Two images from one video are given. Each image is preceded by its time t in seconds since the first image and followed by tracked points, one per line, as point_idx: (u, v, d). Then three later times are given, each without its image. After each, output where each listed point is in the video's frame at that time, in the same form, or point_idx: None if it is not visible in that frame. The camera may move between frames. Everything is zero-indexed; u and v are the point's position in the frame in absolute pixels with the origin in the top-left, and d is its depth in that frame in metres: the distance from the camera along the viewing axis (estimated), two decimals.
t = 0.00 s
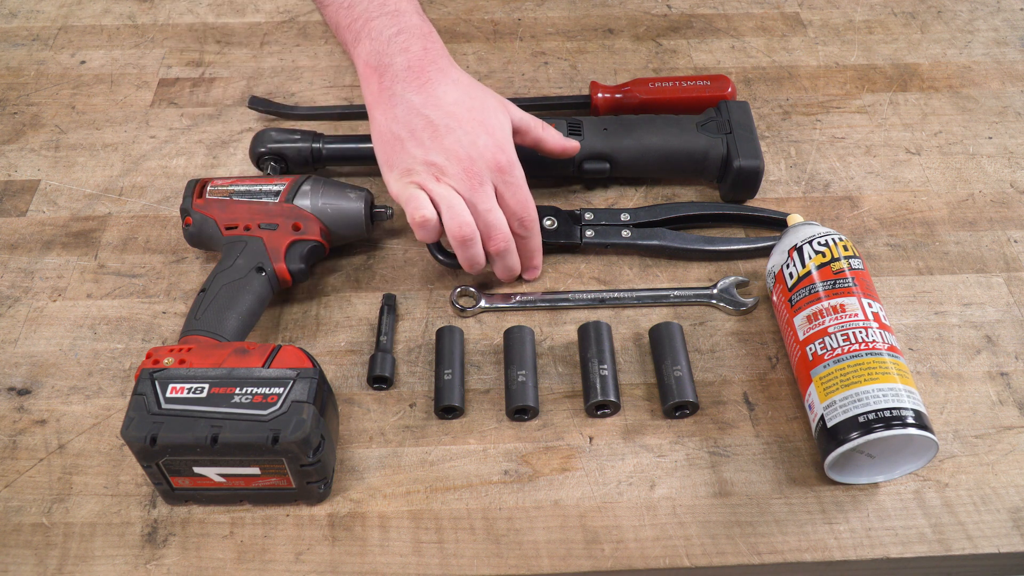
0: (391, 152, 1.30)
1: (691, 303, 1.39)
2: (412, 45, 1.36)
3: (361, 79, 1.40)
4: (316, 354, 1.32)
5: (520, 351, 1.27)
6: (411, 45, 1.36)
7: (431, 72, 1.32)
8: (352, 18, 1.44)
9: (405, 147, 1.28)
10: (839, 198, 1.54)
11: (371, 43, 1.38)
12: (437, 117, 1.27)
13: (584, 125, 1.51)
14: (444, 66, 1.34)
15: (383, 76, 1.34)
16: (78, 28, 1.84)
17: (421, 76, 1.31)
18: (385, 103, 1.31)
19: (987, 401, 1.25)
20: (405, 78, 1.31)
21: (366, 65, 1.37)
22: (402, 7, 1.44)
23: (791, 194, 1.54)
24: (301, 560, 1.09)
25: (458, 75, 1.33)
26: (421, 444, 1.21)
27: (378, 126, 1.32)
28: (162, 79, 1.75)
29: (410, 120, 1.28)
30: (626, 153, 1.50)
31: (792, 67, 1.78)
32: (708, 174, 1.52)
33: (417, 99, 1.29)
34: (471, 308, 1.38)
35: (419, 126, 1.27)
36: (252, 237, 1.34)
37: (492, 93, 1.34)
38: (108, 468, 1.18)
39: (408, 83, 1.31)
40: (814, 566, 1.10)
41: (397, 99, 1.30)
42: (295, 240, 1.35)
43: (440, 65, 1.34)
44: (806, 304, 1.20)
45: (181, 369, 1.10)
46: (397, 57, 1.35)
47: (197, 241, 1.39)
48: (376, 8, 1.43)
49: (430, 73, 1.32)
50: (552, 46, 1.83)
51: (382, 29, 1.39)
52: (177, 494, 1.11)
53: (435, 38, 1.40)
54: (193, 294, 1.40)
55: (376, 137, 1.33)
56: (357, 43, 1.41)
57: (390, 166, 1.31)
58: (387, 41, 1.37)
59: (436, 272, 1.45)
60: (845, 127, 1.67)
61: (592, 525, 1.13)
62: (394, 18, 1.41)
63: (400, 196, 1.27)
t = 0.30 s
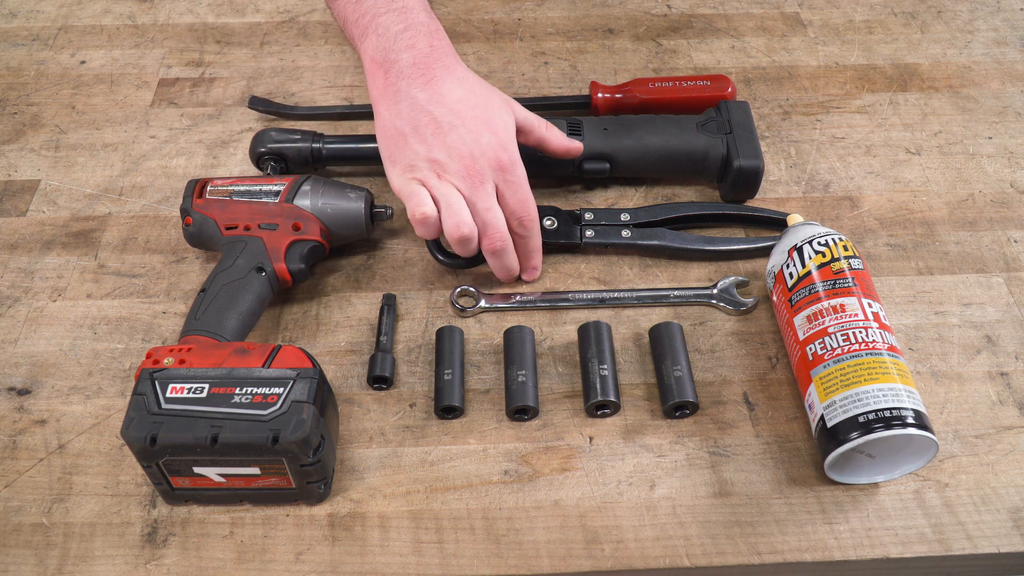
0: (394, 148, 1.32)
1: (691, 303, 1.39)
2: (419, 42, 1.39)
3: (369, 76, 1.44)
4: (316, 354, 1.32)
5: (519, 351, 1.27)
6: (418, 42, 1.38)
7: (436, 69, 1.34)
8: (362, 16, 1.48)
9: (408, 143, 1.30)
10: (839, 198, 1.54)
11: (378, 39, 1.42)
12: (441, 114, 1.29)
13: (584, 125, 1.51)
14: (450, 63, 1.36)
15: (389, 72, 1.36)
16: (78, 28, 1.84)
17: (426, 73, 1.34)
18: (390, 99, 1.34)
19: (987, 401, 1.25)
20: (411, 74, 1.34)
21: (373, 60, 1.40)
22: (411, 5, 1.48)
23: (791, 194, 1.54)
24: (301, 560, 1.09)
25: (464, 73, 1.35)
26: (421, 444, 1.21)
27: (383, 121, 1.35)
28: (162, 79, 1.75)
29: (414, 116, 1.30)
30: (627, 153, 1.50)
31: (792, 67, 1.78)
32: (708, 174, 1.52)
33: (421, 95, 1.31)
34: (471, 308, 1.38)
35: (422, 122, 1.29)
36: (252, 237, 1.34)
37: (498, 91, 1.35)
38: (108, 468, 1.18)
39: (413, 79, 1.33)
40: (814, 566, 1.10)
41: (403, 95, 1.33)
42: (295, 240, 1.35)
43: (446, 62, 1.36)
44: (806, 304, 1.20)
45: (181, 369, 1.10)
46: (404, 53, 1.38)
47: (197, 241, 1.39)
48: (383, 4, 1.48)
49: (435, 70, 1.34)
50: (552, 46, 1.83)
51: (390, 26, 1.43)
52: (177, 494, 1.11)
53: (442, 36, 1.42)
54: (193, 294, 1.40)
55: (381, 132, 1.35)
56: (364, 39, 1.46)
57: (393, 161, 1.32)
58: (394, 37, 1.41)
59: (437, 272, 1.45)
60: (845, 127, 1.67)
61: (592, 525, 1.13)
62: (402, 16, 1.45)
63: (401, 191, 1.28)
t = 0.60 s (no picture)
0: (394, 145, 1.31)
1: (691, 303, 1.39)
2: (419, 38, 1.37)
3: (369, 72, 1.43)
4: (316, 354, 1.32)
5: (519, 351, 1.27)
6: (418, 38, 1.37)
7: (436, 66, 1.33)
8: (363, 13, 1.45)
9: (407, 140, 1.29)
10: (839, 198, 1.54)
11: (378, 35, 1.40)
12: (440, 111, 1.28)
13: (584, 125, 1.51)
14: (451, 60, 1.35)
15: (389, 68, 1.35)
16: (78, 28, 1.84)
17: (426, 69, 1.32)
18: (390, 96, 1.33)
19: (987, 401, 1.25)
20: (410, 71, 1.33)
21: (373, 57, 1.39)
22: None
23: (791, 194, 1.54)
24: (301, 560, 1.09)
25: (465, 69, 1.33)
26: (421, 444, 1.21)
27: (382, 118, 1.34)
28: (162, 79, 1.75)
29: (412, 113, 1.30)
30: (627, 153, 1.50)
31: (792, 67, 1.78)
32: (708, 174, 1.52)
33: (421, 92, 1.30)
34: (471, 308, 1.38)
35: (419, 120, 1.29)
36: (252, 237, 1.34)
37: (499, 89, 1.34)
38: (108, 468, 1.18)
39: (413, 76, 1.32)
40: (814, 566, 1.10)
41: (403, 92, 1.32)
42: (295, 240, 1.35)
43: (446, 59, 1.34)
44: (806, 304, 1.20)
45: (181, 369, 1.10)
46: (404, 50, 1.36)
47: (197, 241, 1.39)
48: None
49: (435, 66, 1.33)
50: (552, 46, 1.83)
51: (389, 21, 1.41)
52: (177, 494, 1.11)
53: (444, 32, 1.40)
54: (193, 294, 1.40)
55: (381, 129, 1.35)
56: (365, 34, 1.43)
57: (391, 157, 1.32)
58: (395, 34, 1.38)
59: (437, 272, 1.45)
60: (845, 127, 1.67)
61: (592, 525, 1.12)
62: (402, 10, 1.43)
63: (400, 187, 1.29)
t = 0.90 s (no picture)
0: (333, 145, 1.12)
1: (691, 303, 1.39)
2: (376, 40, 1.19)
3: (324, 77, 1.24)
4: (316, 354, 1.32)
5: (519, 351, 1.27)
6: (374, 41, 1.19)
7: (387, 65, 1.14)
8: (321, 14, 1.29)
9: (345, 137, 1.10)
10: (839, 198, 1.54)
11: (335, 38, 1.23)
12: (383, 108, 1.09)
13: (584, 125, 1.52)
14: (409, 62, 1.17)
15: (340, 69, 1.18)
16: (78, 29, 1.84)
17: (377, 67, 1.15)
18: (336, 95, 1.14)
19: (987, 401, 1.25)
20: (359, 69, 1.14)
21: (326, 60, 1.21)
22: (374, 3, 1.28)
23: (791, 194, 1.54)
24: (301, 560, 1.09)
25: (420, 72, 1.15)
26: (421, 444, 1.21)
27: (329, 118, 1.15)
28: (162, 79, 1.75)
29: (357, 111, 1.10)
30: (627, 153, 1.50)
31: (792, 67, 1.78)
32: (708, 174, 1.52)
33: (366, 88, 1.12)
34: (470, 308, 1.38)
35: (361, 119, 1.09)
36: (252, 237, 1.34)
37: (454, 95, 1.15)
38: (108, 468, 1.18)
39: (361, 73, 1.14)
40: (814, 566, 1.10)
41: (348, 90, 1.14)
42: (295, 240, 1.35)
43: (401, 60, 1.16)
44: (806, 304, 1.20)
45: (181, 369, 1.10)
46: (359, 52, 1.18)
47: (197, 241, 1.39)
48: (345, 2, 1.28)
49: (387, 64, 1.15)
50: (552, 46, 1.83)
51: (347, 25, 1.24)
52: (177, 493, 1.11)
53: (404, 36, 1.22)
54: (193, 294, 1.40)
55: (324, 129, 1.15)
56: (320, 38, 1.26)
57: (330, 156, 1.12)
58: (351, 36, 1.21)
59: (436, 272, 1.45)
60: (845, 127, 1.67)
61: (592, 525, 1.13)
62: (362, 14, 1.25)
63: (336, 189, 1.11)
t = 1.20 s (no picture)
0: (322, 168, 1.24)
1: (691, 303, 1.39)
2: (364, 65, 1.26)
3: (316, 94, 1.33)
4: (316, 354, 1.32)
5: (520, 351, 1.27)
6: (363, 65, 1.26)
7: (376, 93, 1.23)
8: (317, 29, 1.34)
9: (333, 164, 1.22)
10: (839, 198, 1.54)
11: (324, 58, 1.30)
12: (370, 139, 1.20)
13: (584, 126, 1.52)
14: (396, 90, 1.25)
15: (330, 92, 1.26)
16: (78, 29, 1.84)
17: (366, 95, 1.23)
18: (328, 119, 1.25)
19: (987, 401, 1.25)
20: (349, 95, 1.24)
21: (316, 80, 1.29)
22: (365, 23, 1.32)
23: (791, 194, 1.54)
24: (301, 560, 1.09)
25: (407, 101, 1.25)
26: (421, 444, 1.21)
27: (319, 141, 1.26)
28: (162, 79, 1.75)
29: (344, 138, 1.21)
30: (626, 153, 1.50)
31: (792, 67, 1.78)
32: (708, 174, 1.52)
33: (355, 117, 1.22)
34: (470, 308, 1.38)
35: (347, 148, 1.20)
36: (252, 237, 1.34)
37: (439, 128, 1.25)
38: (108, 468, 1.18)
39: (351, 101, 1.23)
40: (814, 566, 1.10)
41: (337, 117, 1.23)
42: (295, 240, 1.35)
43: (389, 89, 1.25)
44: (806, 304, 1.20)
45: (181, 369, 1.10)
46: (348, 75, 1.26)
47: (197, 241, 1.39)
48: (336, 23, 1.32)
49: (375, 92, 1.24)
50: (552, 46, 1.83)
51: (338, 45, 1.30)
52: (177, 493, 1.11)
53: (394, 60, 1.30)
54: (193, 294, 1.40)
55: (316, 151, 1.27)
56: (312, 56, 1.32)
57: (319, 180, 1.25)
58: (340, 59, 1.28)
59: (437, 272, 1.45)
60: (845, 127, 1.67)
61: (592, 525, 1.13)
62: (352, 36, 1.30)
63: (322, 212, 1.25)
